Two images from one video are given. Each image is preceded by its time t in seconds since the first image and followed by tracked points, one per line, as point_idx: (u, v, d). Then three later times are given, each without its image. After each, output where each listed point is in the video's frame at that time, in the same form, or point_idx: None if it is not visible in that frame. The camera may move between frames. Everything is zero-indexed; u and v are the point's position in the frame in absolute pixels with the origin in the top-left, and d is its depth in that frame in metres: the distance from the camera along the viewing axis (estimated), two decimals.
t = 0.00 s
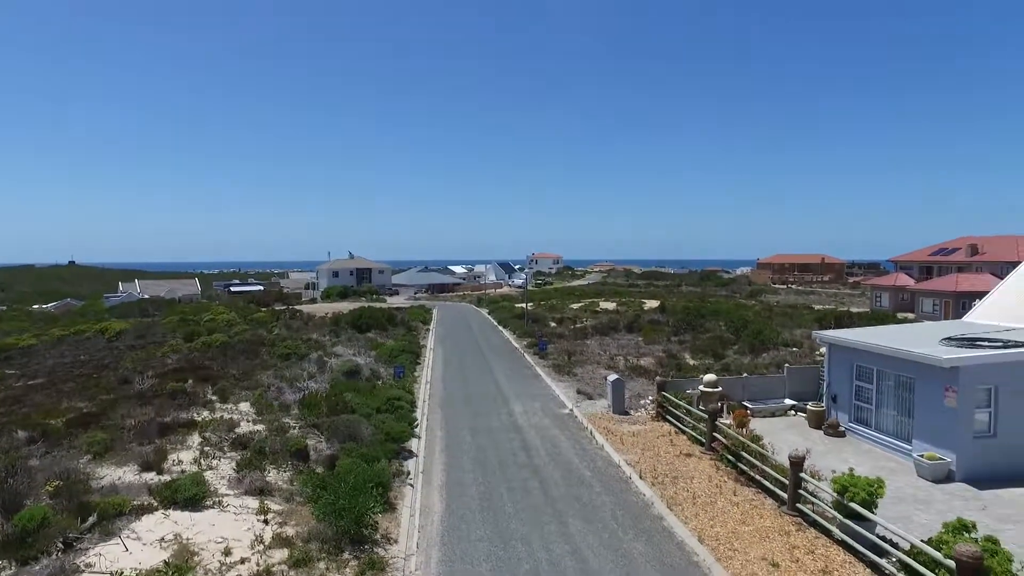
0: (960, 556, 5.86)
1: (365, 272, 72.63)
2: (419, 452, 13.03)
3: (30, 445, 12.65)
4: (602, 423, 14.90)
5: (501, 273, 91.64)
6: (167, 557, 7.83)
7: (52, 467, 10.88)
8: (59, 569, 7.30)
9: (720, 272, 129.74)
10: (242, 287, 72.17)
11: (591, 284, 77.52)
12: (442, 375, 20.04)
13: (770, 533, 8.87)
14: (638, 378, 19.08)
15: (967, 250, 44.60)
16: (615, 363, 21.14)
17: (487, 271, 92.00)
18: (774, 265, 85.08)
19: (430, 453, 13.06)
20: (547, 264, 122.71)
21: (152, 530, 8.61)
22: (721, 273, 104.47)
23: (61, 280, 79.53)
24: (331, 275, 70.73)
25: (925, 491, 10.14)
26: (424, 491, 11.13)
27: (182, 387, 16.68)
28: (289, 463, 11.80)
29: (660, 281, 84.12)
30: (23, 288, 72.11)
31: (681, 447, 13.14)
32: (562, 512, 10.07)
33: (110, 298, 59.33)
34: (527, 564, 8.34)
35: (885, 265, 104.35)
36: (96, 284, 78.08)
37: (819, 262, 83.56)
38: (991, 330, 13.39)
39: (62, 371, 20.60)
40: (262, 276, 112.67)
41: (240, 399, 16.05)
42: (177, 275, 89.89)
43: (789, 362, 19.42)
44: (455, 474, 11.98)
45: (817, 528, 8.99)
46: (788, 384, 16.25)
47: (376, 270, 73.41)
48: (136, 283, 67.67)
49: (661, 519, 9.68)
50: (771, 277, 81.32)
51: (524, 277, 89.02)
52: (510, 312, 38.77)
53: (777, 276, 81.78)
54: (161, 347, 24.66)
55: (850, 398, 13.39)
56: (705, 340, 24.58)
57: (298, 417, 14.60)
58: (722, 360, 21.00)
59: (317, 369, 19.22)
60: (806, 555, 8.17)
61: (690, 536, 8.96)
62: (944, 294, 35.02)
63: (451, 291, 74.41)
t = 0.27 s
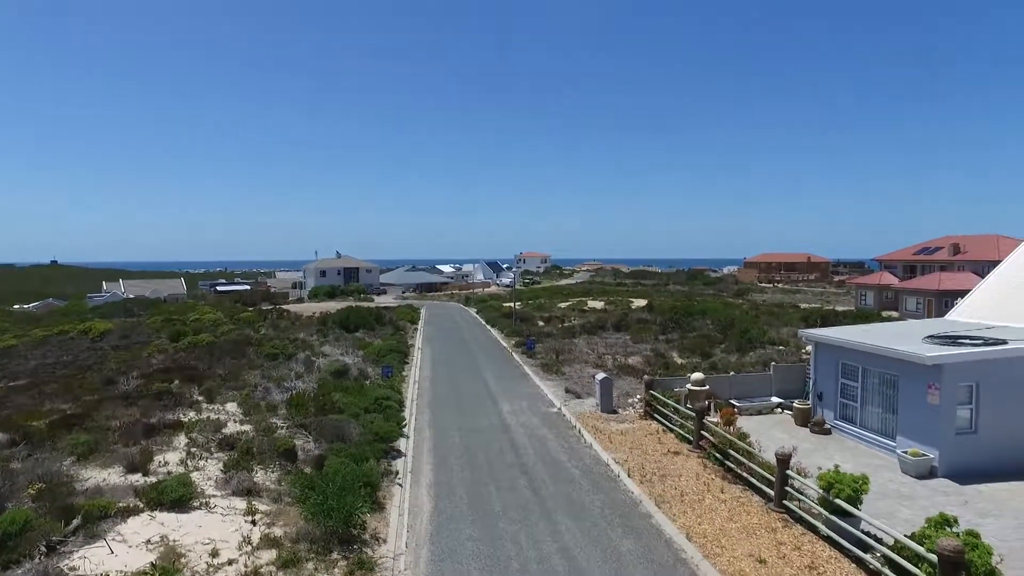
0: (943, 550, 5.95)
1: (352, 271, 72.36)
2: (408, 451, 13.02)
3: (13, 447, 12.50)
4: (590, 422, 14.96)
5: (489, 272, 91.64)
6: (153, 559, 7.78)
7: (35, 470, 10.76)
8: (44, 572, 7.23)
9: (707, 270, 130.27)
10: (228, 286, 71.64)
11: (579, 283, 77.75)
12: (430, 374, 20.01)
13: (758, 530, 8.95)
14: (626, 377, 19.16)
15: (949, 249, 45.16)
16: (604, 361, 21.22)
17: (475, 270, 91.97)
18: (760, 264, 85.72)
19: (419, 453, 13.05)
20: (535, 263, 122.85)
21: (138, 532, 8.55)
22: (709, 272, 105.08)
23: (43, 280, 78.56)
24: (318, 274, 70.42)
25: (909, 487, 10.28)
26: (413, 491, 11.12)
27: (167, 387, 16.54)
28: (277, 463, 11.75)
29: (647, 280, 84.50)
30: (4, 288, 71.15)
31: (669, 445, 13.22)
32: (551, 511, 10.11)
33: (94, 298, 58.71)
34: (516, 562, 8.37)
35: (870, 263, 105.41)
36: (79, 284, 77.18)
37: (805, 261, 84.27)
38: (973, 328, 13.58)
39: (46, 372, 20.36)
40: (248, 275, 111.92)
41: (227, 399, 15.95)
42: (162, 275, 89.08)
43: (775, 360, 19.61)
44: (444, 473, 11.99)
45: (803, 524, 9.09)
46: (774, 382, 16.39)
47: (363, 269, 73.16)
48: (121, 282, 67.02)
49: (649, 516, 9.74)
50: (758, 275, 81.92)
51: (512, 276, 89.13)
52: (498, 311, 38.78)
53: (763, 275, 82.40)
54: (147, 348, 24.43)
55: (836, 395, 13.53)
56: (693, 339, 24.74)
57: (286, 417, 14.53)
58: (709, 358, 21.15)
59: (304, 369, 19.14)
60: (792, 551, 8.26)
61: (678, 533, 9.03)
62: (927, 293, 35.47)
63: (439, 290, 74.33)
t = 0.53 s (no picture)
0: (929, 545, 6.03)
1: (341, 270, 72.13)
2: (399, 451, 13.02)
3: None
4: (580, 420, 15.01)
5: (479, 272, 91.63)
6: (143, 560, 7.74)
7: (22, 471, 10.67)
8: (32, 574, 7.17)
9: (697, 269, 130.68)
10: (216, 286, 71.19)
11: (569, 282, 77.92)
12: (421, 374, 20.00)
13: (747, 527, 9.03)
14: (616, 375, 19.24)
15: (935, 248, 45.62)
16: (594, 360, 21.30)
17: (465, 270, 91.97)
18: (749, 263, 86.24)
19: (410, 452, 13.05)
20: (525, 262, 122.96)
21: (127, 533, 8.51)
22: (698, 270, 105.57)
23: (28, 280, 77.75)
24: (307, 273, 70.15)
25: (895, 483, 10.40)
26: (404, 490, 11.12)
27: (156, 387, 16.44)
28: (267, 463, 11.72)
29: (637, 279, 84.78)
30: None
31: (659, 443, 13.30)
32: (542, 509, 10.15)
33: (80, 297, 58.13)
34: (507, 561, 8.40)
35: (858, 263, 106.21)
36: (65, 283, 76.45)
37: (793, 260, 84.85)
38: (958, 326, 13.76)
39: (32, 372, 20.17)
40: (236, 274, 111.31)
41: (217, 399, 15.88)
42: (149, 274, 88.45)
43: (764, 359, 19.77)
44: (435, 472, 12.00)
45: (792, 521, 9.18)
46: (763, 381, 16.52)
47: (353, 268, 72.93)
48: (108, 282, 66.40)
49: (640, 514, 9.80)
50: (747, 274, 82.41)
51: (503, 275, 89.21)
52: (488, 311, 38.83)
53: (752, 273, 82.87)
54: (135, 347, 24.26)
55: (824, 393, 13.65)
56: (682, 337, 24.88)
57: (276, 417, 14.49)
58: (699, 357, 21.29)
59: (294, 368, 19.09)
60: (781, 548, 8.34)
61: (668, 531, 9.09)
62: (913, 291, 35.85)
63: (429, 289, 74.26)
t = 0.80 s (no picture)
0: (911, 539, 6.12)
1: (329, 269, 71.84)
2: (387, 450, 13.01)
3: None
4: (568, 419, 15.07)
5: (468, 270, 91.56)
6: (129, 561, 7.70)
7: (5, 473, 10.56)
8: None
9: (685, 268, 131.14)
10: (202, 285, 70.63)
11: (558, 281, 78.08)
12: (409, 373, 19.96)
13: (734, 524, 9.12)
14: (604, 374, 19.33)
15: (919, 247, 46.16)
16: (582, 359, 21.38)
17: (454, 269, 91.91)
18: (736, 262, 86.82)
19: (398, 451, 13.04)
20: (513, 261, 123.07)
21: (113, 535, 8.46)
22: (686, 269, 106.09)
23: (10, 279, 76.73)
24: (295, 272, 69.79)
25: (879, 479, 10.54)
26: (392, 489, 11.12)
27: (142, 388, 16.31)
28: (255, 463, 11.68)
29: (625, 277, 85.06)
30: None
31: (647, 441, 13.38)
32: (531, 508, 10.19)
33: (61, 298, 57.34)
34: (496, 559, 8.44)
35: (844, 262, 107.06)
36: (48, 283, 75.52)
37: (780, 259, 85.48)
38: (941, 324, 13.95)
39: (15, 373, 19.94)
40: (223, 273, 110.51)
41: (203, 399, 15.79)
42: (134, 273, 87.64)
43: (750, 357, 19.93)
44: (423, 471, 12.01)
45: (778, 517, 9.27)
46: (750, 379, 16.65)
47: (340, 267, 72.62)
48: (91, 281, 65.61)
49: (627, 512, 9.86)
50: (734, 273, 82.95)
51: (491, 274, 89.24)
52: (476, 309, 38.85)
53: (739, 272, 83.41)
54: (119, 347, 24.03)
55: (810, 391, 13.79)
56: (670, 336, 25.02)
57: (264, 417, 14.43)
58: (686, 355, 21.43)
59: (282, 368, 19.01)
60: (767, 544, 8.43)
61: (656, 528, 9.16)
62: (897, 290, 36.25)
63: (417, 288, 74.12)
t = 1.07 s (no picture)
0: (894, 534, 6.20)
1: (316, 268, 71.49)
2: (376, 449, 12.98)
3: None
4: (557, 417, 15.10)
5: (455, 270, 91.26)
6: (114, 564, 7.63)
7: None
8: None
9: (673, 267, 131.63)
10: (188, 284, 69.97)
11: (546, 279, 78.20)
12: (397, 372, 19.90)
13: (721, 521, 9.18)
14: (592, 372, 19.39)
15: (903, 246, 46.70)
16: (570, 358, 21.43)
17: (442, 268, 91.76)
18: (723, 260, 87.37)
19: (386, 450, 13.01)
20: (501, 260, 123.06)
21: (97, 537, 8.37)
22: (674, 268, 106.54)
23: None
24: (281, 271, 69.36)
25: (864, 475, 10.66)
26: (381, 489, 11.10)
27: (126, 388, 16.15)
28: (242, 463, 11.61)
29: (613, 276, 85.33)
30: None
31: (635, 439, 13.44)
32: (519, 506, 10.21)
33: (43, 297, 56.59)
34: (484, 557, 8.45)
35: (830, 262, 107.75)
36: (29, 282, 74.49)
37: (767, 257, 86.07)
38: (924, 322, 14.12)
39: None
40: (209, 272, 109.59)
41: (189, 399, 15.67)
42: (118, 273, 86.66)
43: (737, 355, 20.08)
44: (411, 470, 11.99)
45: (765, 514, 9.35)
46: (736, 377, 16.78)
47: (327, 266, 72.24)
48: (74, 280, 64.74)
49: (616, 510, 9.91)
50: (721, 272, 83.47)
51: (479, 272, 89.22)
52: (464, 308, 38.83)
53: (726, 271, 83.95)
54: (103, 347, 23.77)
55: (796, 389, 13.91)
56: (658, 334, 25.13)
57: (251, 417, 14.34)
58: (673, 354, 21.55)
59: (269, 367, 18.92)
60: (754, 541, 8.49)
61: (644, 526, 9.21)
62: (881, 288, 36.65)
63: (405, 287, 73.97)
